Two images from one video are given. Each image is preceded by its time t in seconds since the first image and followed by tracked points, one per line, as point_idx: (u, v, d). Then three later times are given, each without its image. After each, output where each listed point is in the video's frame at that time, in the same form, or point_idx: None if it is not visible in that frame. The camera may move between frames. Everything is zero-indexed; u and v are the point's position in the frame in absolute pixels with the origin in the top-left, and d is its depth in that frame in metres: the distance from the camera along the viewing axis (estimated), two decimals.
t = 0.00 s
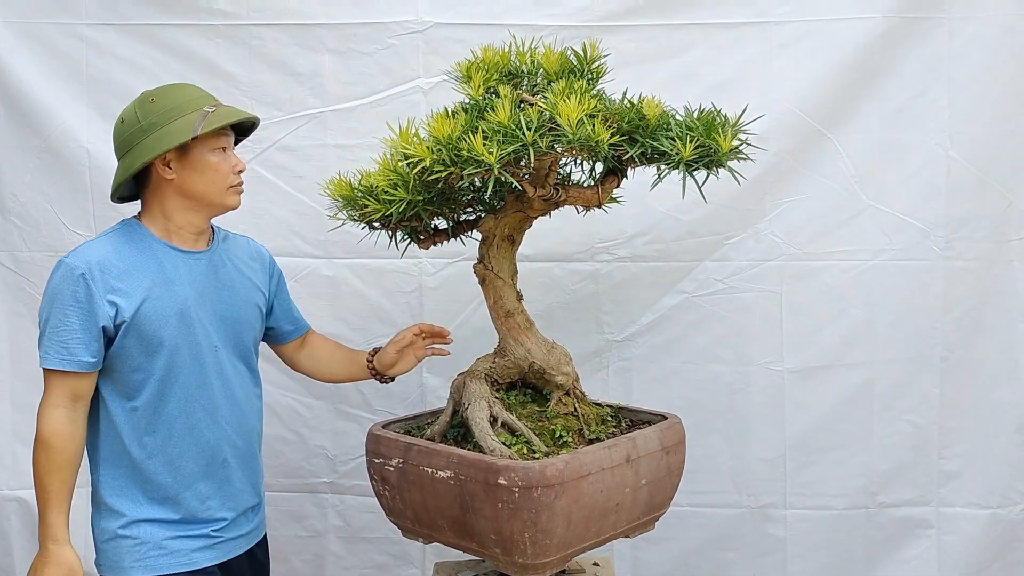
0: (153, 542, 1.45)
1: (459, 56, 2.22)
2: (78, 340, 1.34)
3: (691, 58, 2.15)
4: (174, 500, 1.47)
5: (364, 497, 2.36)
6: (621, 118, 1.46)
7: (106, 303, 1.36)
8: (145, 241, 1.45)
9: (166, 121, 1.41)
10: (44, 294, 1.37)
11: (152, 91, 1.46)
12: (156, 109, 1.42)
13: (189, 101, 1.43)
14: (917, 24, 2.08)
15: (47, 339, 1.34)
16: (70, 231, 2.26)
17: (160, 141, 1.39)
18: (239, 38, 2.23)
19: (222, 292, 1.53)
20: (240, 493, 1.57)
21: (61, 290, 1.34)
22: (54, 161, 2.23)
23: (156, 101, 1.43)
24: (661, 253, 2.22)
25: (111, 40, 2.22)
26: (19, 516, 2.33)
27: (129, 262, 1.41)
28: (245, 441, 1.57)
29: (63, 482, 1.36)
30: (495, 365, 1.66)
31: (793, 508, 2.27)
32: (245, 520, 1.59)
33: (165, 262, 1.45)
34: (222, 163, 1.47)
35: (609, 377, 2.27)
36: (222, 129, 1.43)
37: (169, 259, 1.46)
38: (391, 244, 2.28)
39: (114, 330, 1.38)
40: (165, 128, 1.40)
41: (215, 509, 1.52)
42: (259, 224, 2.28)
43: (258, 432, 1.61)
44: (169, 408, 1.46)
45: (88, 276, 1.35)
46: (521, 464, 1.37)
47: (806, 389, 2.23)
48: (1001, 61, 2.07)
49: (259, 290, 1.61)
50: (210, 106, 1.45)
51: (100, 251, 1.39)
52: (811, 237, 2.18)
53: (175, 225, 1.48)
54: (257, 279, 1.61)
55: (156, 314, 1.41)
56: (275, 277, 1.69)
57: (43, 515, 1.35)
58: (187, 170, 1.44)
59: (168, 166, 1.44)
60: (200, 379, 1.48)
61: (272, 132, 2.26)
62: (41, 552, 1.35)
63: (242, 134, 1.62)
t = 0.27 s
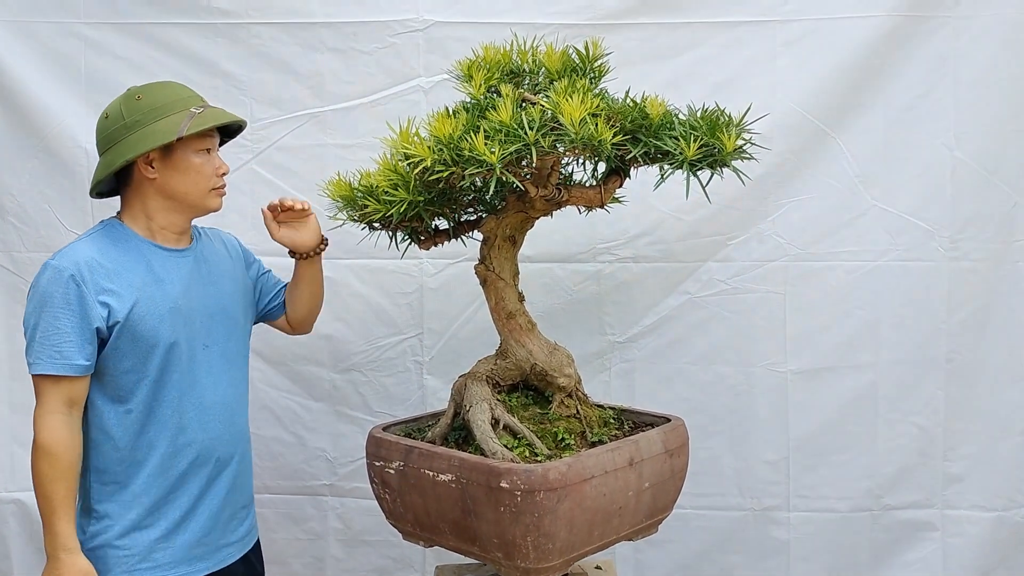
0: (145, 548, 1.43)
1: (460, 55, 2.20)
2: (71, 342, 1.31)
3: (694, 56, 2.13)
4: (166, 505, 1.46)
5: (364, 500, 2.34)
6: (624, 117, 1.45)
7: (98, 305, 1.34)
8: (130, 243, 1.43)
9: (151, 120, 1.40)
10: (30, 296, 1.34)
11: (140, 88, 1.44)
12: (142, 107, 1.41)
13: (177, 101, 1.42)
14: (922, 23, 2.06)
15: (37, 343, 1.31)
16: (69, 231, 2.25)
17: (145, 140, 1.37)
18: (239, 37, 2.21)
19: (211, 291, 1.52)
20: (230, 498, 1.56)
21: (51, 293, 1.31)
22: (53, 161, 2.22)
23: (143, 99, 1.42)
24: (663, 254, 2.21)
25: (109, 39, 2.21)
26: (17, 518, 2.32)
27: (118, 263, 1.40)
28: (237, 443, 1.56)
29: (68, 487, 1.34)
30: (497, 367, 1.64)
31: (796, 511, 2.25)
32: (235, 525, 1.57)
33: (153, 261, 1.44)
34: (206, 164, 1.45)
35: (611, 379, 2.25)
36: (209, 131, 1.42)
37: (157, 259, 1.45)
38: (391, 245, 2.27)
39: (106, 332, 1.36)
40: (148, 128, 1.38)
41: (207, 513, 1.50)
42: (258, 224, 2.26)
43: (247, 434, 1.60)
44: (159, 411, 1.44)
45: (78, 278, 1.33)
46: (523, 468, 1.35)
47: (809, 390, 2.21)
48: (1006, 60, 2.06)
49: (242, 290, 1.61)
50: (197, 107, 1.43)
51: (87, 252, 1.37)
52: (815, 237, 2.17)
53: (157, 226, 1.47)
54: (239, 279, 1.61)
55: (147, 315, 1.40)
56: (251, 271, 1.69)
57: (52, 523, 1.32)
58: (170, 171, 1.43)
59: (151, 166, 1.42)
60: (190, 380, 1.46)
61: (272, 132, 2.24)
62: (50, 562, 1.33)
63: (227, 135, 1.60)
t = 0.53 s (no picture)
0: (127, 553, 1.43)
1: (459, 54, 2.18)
2: (44, 349, 1.29)
3: (695, 55, 2.12)
4: (147, 510, 1.45)
5: (363, 502, 2.32)
6: (626, 117, 1.43)
7: (68, 309, 1.32)
8: (98, 246, 1.42)
9: (112, 122, 1.37)
10: None
11: (101, 85, 1.41)
12: (103, 107, 1.38)
13: (139, 102, 1.40)
14: (926, 21, 2.05)
15: (7, 352, 1.28)
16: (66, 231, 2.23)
17: (105, 143, 1.35)
18: (237, 36, 2.20)
19: (183, 288, 1.50)
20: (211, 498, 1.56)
21: (22, 300, 1.29)
22: (50, 161, 2.20)
23: (104, 97, 1.39)
24: (665, 254, 2.19)
25: (106, 38, 2.19)
26: (14, 521, 2.30)
27: (85, 265, 1.38)
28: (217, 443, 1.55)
29: (78, 489, 1.30)
30: (497, 369, 1.62)
31: (799, 513, 2.23)
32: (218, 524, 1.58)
33: (122, 261, 1.42)
34: (170, 166, 1.44)
35: (612, 381, 2.23)
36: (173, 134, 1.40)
37: (126, 259, 1.43)
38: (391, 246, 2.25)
39: (79, 337, 1.34)
40: (110, 131, 1.36)
41: (189, 514, 1.50)
42: (256, 225, 2.25)
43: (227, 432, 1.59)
44: (136, 414, 1.43)
45: (46, 283, 1.31)
46: (525, 471, 1.33)
47: (812, 392, 2.19)
48: (1010, 59, 2.04)
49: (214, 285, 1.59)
50: (161, 108, 1.41)
51: (54, 257, 1.35)
52: (818, 238, 2.15)
53: (119, 227, 1.45)
54: (210, 273, 1.60)
55: (120, 318, 1.38)
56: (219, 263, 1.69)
57: (71, 528, 1.28)
58: (133, 173, 1.40)
59: (112, 167, 1.40)
60: (165, 382, 1.45)
61: (270, 132, 2.22)
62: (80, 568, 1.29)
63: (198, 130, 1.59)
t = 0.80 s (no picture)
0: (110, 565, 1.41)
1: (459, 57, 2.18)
2: (15, 363, 1.25)
3: (696, 58, 2.11)
4: (129, 522, 1.43)
5: (363, 506, 2.32)
6: (627, 120, 1.43)
7: (39, 321, 1.28)
8: (68, 252, 1.36)
9: (69, 133, 1.30)
10: None
11: (57, 90, 1.33)
12: (61, 116, 1.31)
13: (98, 108, 1.32)
14: (926, 24, 2.04)
15: None
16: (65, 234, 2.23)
17: (65, 155, 1.29)
18: (236, 39, 2.19)
19: (157, 292, 1.46)
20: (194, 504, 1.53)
21: None
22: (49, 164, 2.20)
23: (61, 105, 1.32)
24: (665, 257, 2.19)
25: (105, 41, 2.19)
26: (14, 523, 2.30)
27: (56, 274, 1.33)
28: (199, 449, 1.52)
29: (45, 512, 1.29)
30: (498, 373, 1.62)
31: (799, 516, 2.23)
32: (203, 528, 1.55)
33: (94, 267, 1.37)
34: (134, 172, 1.37)
35: (613, 384, 2.23)
36: (137, 141, 1.33)
37: (98, 264, 1.38)
38: (391, 249, 2.25)
39: (51, 349, 1.30)
40: (67, 141, 1.30)
41: (173, 523, 1.48)
42: (256, 227, 2.24)
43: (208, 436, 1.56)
44: (113, 424, 1.39)
45: (15, 294, 1.27)
46: (526, 476, 1.33)
47: (812, 395, 2.19)
48: (1011, 61, 2.04)
49: (188, 287, 1.55)
50: (121, 113, 1.34)
51: (23, 267, 1.31)
52: (818, 241, 2.15)
53: (85, 235, 1.39)
54: (184, 275, 1.56)
55: (92, 327, 1.34)
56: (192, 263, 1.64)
57: (34, 552, 1.27)
58: (96, 182, 1.34)
59: (72, 176, 1.33)
60: (143, 390, 1.41)
61: (270, 135, 2.22)
62: None
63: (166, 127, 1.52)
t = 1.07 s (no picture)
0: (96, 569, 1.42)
1: (460, 57, 2.18)
2: None
3: (696, 58, 2.11)
4: (114, 526, 1.44)
5: (364, 505, 2.32)
6: (628, 120, 1.43)
7: (9, 332, 1.29)
8: (46, 258, 1.36)
9: (44, 142, 1.30)
10: None
11: (32, 95, 1.31)
12: (34, 125, 1.29)
13: (75, 117, 1.32)
14: (926, 24, 2.05)
15: None
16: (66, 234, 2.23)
17: (36, 168, 1.28)
18: (237, 39, 2.19)
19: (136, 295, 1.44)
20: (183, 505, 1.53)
21: None
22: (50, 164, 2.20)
23: (35, 114, 1.30)
24: (666, 258, 2.19)
25: (106, 41, 2.19)
26: (15, 523, 2.30)
27: (26, 282, 1.33)
28: (185, 451, 1.51)
29: None
30: (499, 373, 1.62)
31: (799, 516, 2.23)
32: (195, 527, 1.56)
33: (68, 273, 1.37)
34: (109, 182, 1.35)
35: (614, 384, 2.23)
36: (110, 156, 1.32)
37: (72, 270, 1.37)
38: (392, 249, 2.25)
39: (22, 360, 1.31)
40: (41, 151, 1.29)
41: (160, 525, 1.48)
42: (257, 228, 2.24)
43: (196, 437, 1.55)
44: (94, 429, 1.39)
45: None
46: (527, 476, 1.34)
47: (813, 395, 2.19)
48: (1011, 62, 2.05)
49: (175, 286, 1.54)
50: (95, 125, 1.33)
51: None
52: (819, 241, 2.15)
53: (59, 240, 1.38)
54: (171, 274, 1.54)
55: (67, 335, 1.33)
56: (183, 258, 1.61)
57: None
58: (68, 191, 1.33)
59: (47, 184, 1.32)
60: (123, 395, 1.41)
61: (271, 135, 2.22)
62: None
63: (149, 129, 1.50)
